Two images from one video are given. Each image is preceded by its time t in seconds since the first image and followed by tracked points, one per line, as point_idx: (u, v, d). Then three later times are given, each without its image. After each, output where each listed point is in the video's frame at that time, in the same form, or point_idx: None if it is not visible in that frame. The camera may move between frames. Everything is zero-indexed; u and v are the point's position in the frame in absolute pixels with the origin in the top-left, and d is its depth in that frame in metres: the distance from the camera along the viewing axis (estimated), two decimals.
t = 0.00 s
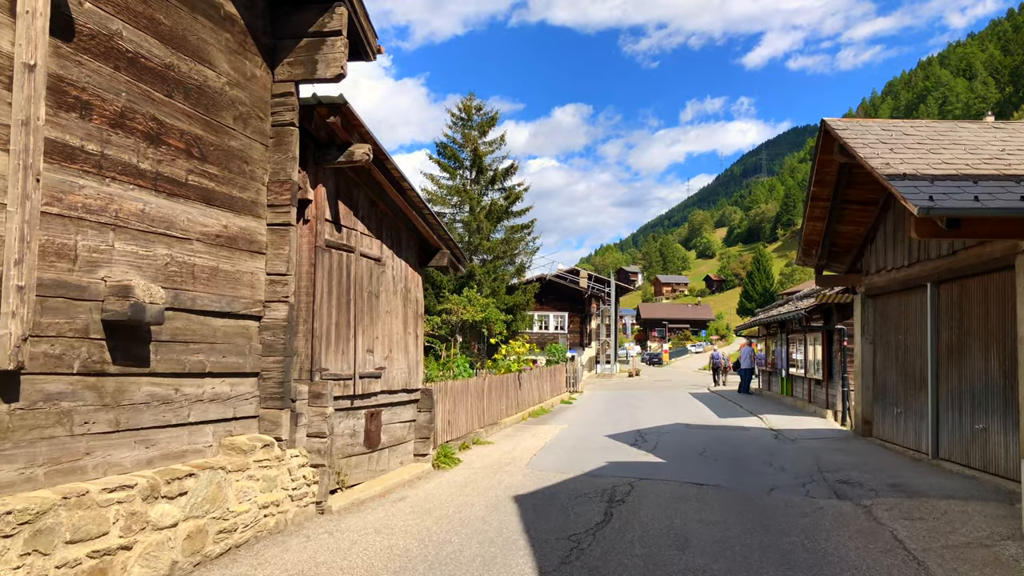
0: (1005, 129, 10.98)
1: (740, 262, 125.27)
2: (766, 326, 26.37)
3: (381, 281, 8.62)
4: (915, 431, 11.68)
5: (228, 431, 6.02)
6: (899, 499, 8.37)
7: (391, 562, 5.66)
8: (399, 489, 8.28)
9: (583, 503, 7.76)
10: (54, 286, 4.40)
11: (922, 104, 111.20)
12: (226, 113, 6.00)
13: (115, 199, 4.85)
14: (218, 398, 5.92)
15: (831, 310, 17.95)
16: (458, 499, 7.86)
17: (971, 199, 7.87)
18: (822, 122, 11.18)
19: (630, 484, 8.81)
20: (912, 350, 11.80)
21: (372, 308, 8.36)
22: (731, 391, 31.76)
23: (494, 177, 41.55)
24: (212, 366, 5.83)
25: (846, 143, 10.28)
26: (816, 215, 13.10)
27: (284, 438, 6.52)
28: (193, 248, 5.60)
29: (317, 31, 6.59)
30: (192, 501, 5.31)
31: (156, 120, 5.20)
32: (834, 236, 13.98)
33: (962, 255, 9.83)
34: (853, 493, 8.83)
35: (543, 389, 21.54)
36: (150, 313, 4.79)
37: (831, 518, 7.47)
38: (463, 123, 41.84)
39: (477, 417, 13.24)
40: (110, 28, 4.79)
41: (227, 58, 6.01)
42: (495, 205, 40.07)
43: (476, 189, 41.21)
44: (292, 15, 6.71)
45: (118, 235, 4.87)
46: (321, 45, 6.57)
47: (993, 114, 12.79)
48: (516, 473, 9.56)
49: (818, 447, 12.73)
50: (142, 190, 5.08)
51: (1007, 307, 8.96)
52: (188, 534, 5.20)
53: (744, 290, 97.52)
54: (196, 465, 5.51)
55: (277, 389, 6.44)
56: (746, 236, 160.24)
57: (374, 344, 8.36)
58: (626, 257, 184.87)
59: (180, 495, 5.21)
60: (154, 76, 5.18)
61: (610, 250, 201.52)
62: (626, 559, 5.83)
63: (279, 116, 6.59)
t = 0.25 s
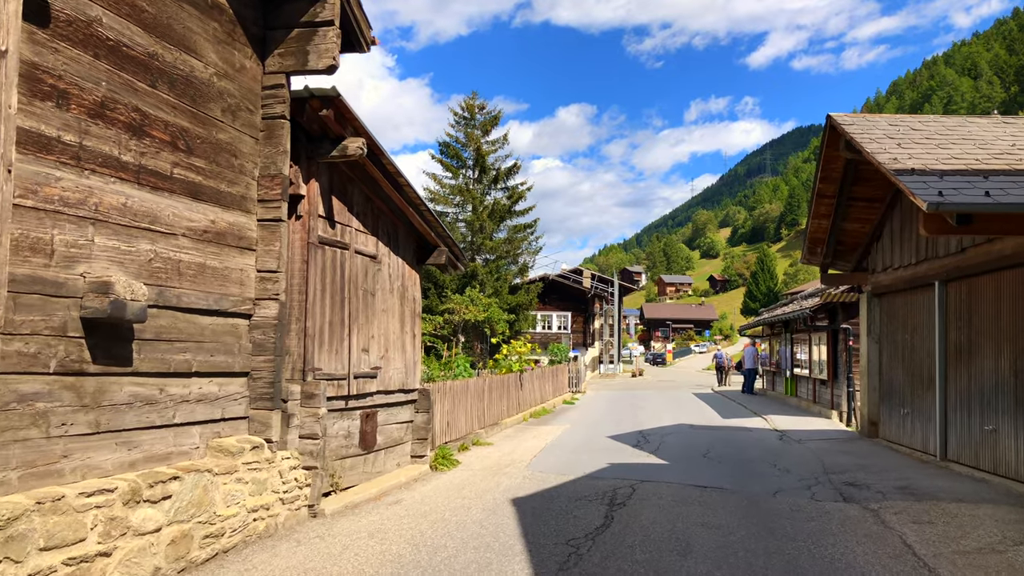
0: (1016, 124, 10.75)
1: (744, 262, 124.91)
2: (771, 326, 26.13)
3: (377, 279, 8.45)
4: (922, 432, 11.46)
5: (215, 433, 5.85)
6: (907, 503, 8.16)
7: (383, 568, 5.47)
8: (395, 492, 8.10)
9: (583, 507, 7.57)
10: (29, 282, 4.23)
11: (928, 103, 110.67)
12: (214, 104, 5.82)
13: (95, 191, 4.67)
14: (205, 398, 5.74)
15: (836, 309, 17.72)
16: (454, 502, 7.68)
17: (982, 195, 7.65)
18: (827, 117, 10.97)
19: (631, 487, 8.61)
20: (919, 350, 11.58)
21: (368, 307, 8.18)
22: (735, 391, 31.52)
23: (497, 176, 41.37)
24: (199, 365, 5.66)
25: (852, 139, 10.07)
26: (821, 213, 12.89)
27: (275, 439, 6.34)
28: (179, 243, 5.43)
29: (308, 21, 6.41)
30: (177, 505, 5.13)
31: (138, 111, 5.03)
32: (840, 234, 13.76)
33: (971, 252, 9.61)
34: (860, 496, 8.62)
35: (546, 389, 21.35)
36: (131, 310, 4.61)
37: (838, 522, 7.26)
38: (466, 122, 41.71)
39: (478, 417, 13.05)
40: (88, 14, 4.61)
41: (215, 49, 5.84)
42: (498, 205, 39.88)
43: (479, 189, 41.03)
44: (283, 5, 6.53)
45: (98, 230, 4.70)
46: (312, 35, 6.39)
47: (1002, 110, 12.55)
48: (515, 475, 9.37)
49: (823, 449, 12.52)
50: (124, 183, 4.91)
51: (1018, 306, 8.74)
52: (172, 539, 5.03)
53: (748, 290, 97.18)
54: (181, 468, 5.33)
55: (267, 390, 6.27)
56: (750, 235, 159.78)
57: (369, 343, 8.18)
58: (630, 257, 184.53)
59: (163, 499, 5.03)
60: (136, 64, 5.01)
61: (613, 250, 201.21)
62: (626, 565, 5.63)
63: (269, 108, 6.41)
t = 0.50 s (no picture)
0: None
1: (747, 262, 124.60)
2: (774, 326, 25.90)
3: (370, 276, 8.26)
4: (928, 433, 11.24)
5: (198, 434, 5.66)
6: (914, 506, 7.94)
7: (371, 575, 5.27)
8: (388, 494, 7.90)
9: (580, 510, 7.36)
10: None
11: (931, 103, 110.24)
12: (197, 94, 5.63)
13: (68, 182, 4.48)
14: (188, 398, 5.55)
15: (840, 309, 17.50)
16: (448, 505, 7.48)
17: (991, 189, 7.43)
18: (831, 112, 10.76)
19: (631, 489, 8.40)
20: (925, 349, 11.36)
21: (360, 305, 7.99)
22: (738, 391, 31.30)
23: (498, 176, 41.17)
24: (181, 364, 5.47)
25: (857, 133, 9.86)
26: (825, 210, 12.67)
27: (261, 441, 6.15)
28: (159, 237, 5.24)
29: (296, 10, 6.23)
30: (156, 509, 4.93)
31: (115, 99, 4.83)
32: (844, 232, 13.54)
33: (979, 249, 9.39)
34: (865, 499, 8.40)
35: (546, 389, 21.14)
36: (105, 306, 4.42)
37: (843, 527, 7.05)
38: (467, 121, 41.40)
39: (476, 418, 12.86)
40: None
41: (198, 37, 5.65)
42: (499, 204, 39.69)
43: (480, 188, 40.84)
44: None
45: (71, 223, 4.51)
46: (300, 24, 6.20)
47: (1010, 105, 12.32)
48: (512, 477, 9.17)
49: (827, 450, 12.30)
50: (100, 174, 4.72)
51: None
52: (150, 545, 4.83)
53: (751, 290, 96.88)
54: (161, 471, 5.14)
55: (253, 390, 6.08)
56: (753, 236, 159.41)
57: (362, 342, 7.99)
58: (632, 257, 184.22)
59: (141, 503, 4.83)
60: (113, 51, 4.82)
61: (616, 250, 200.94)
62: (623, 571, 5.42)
63: (256, 99, 6.22)
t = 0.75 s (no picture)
0: None
1: (748, 263, 124.36)
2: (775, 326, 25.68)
3: (361, 276, 8.06)
4: (933, 437, 11.02)
5: (178, 441, 5.46)
6: (919, 513, 7.72)
7: None
8: (379, 501, 7.70)
9: (576, 517, 7.16)
10: None
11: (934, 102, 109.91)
12: (177, 88, 5.43)
13: (36, 178, 4.29)
14: (167, 404, 5.36)
15: (842, 309, 17.29)
16: (440, 512, 7.27)
17: (999, 187, 7.23)
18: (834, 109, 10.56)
19: (629, 495, 8.19)
20: (930, 351, 11.14)
21: (350, 306, 7.79)
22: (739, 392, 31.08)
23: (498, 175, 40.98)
24: (160, 368, 5.27)
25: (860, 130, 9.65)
26: (827, 209, 12.47)
27: (245, 447, 5.95)
28: (136, 237, 5.04)
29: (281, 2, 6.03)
30: (132, 520, 4.73)
31: (88, 93, 4.64)
32: (847, 231, 13.33)
33: (986, 249, 9.17)
34: (869, 505, 8.19)
35: (545, 390, 20.94)
36: (75, 308, 4.22)
37: (847, 535, 6.83)
38: (467, 121, 41.15)
39: (472, 420, 12.66)
40: None
41: (178, 29, 5.45)
42: (499, 204, 39.51)
43: (480, 188, 40.65)
44: None
45: (40, 221, 4.32)
46: (286, 16, 6.00)
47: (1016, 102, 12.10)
48: (508, 482, 8.97)
49: (830, 453, 12.08)
50: (71, 170, 4.52)
51: None
52: (126, 557, 4.61)
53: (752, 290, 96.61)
54: (137, 480, 4.93)
55: (236, 395, 5.88)
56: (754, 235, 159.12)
57: (352, 344, 7.79)
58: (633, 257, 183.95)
59: (115, 514, 4.63)
60: (85, 42, 4.62)
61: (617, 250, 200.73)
62: None
63: (240, 95, 6.02)
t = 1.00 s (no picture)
0: None
1: (750, 262, 124.10)
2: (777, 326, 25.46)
3: (354, 274, 7.87)
4: (938, 438, 10.82)
5: (161, 444, 5.27)
6: (926, 517, 7.53)
7: None
8: (372, 504, 7.51)
9: (573, 521, 6.97)
10: None
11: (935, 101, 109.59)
12: (159, 79, 5.25)
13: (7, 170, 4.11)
14: (149, 406, 5.18)
15: (843, 309, 17.10)
16: (434, 516, 7.09)
17: (1008, 182, 7.04)
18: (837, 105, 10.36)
19: (628, 499, 8.01)
20: (935, 351, 10.94)
21: (343, 305, 7.61)
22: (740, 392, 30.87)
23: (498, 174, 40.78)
24: (142, 369, 5.09)
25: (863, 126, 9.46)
26: (830, 206, 12.27)
27: (231, 450, 5.76)
28: (115, 233, 4.86)
29: None
30: (110, 526, 4.54)
31: (62, 82, 4.46)
32: (850, 229, 13.14)
33: (993, 247, 8.97)
34: (874, 509, 7.99)
35: (544, 391, 20.75)
36: (46, 306, 4.03)
37: (852, 540, 6.65)
38: (467, 120, 40.93)
39: (469, 421, 12.46)
40: None
41: (161, 18, 5.27)
42: (499, 203, 39.32)
43: (480, 186, 40.45)
44: None
45: (11, 216, 4.14)
46: (273, 6, 5.81)
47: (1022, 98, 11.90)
48: (505, 485, 8.78)
49: (833, 454, 11.89)
50: (45, 163, 4.35)
51: None
52: (103, 565, 4.43)
53: (754, 289, 96.36)
54: (116, 485, 4.75)
55: (222, 396, 5.70)
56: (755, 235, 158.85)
57: (344, 344, 7.61)
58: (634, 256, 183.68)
59: (92, 520, 4.45)
60: (60, 30, 4.44)
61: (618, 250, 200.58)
62: None
63: (226, 86, 5.84)
